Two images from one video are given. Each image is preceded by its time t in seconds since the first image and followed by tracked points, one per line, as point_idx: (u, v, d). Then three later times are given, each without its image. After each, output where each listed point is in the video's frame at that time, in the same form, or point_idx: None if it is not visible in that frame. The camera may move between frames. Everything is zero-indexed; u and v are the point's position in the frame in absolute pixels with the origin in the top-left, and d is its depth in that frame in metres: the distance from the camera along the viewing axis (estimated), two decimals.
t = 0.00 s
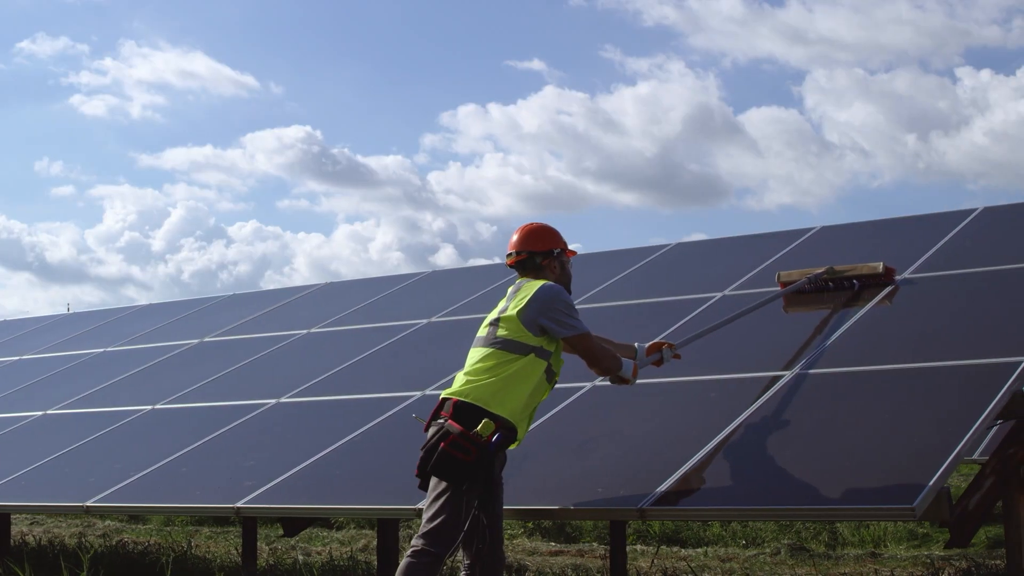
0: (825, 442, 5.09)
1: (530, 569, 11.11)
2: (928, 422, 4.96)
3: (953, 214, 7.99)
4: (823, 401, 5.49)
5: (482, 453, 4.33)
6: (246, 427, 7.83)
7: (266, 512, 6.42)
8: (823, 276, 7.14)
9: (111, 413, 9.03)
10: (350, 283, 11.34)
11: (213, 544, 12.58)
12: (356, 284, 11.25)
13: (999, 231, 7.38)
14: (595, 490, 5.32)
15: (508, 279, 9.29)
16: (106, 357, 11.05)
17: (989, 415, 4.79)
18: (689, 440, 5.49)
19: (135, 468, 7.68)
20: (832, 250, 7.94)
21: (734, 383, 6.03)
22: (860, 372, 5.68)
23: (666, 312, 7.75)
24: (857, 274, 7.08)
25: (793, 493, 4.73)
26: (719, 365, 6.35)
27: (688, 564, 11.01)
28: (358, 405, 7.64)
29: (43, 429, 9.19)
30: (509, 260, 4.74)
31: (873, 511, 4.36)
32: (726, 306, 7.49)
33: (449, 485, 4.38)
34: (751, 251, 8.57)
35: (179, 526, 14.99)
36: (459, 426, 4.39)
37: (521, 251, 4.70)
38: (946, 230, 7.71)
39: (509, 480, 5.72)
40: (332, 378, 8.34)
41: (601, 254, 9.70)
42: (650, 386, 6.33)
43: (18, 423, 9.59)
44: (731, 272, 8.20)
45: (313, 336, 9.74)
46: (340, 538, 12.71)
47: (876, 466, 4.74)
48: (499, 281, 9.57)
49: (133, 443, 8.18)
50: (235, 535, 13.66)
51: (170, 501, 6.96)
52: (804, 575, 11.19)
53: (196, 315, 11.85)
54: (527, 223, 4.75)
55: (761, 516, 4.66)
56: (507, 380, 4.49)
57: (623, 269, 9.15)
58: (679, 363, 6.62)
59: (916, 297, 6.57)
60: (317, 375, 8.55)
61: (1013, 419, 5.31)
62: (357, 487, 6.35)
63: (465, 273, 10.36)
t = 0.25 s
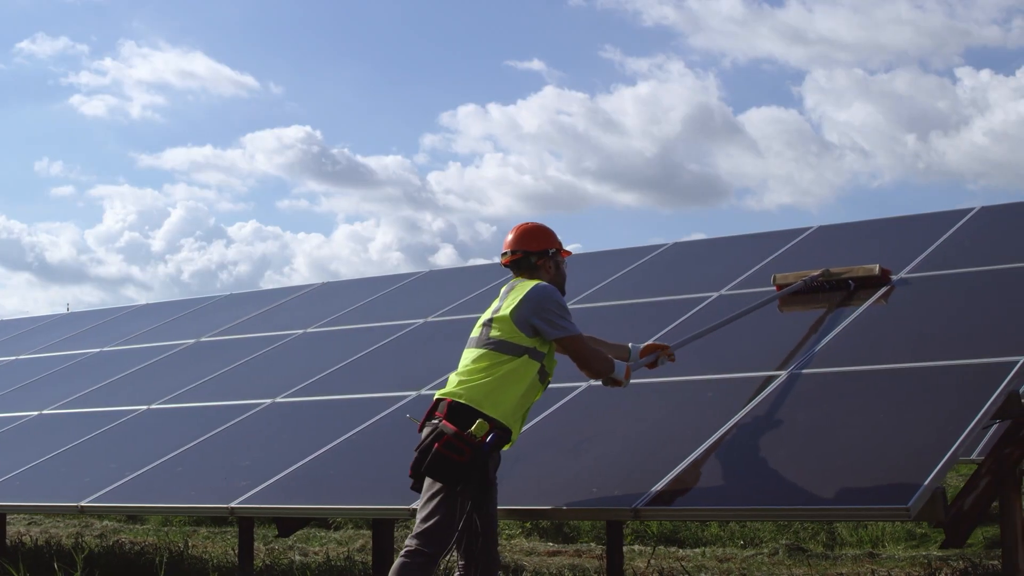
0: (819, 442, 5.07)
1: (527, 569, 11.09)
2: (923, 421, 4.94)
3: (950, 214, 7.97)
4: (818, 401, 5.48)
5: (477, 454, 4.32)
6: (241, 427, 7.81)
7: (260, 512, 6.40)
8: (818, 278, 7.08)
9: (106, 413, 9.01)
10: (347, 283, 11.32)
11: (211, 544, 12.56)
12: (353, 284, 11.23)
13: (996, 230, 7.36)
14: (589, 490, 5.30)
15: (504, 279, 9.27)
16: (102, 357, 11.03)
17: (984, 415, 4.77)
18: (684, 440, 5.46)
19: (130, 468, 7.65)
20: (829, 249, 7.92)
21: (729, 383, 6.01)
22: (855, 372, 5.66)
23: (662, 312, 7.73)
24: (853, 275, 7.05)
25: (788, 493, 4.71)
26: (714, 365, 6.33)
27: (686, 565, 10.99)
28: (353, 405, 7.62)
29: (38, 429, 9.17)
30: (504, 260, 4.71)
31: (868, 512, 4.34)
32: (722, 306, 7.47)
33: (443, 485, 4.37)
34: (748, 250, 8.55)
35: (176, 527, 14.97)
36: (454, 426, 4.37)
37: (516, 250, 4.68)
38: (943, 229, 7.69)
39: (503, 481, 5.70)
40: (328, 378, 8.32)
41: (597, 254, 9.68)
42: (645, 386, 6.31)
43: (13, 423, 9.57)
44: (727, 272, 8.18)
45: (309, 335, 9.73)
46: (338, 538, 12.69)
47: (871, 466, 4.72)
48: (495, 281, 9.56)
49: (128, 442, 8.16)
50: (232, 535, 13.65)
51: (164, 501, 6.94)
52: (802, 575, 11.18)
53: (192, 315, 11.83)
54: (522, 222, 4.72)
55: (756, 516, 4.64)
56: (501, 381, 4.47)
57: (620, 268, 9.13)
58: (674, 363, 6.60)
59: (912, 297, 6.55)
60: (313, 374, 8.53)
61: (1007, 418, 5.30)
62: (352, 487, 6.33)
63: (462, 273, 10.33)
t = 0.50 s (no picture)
0: (814, 443, 5.05)
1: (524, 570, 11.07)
2: (918, 421, 4.92)
3: (948, 214, 7.95)
4: (813, 401, 5.46)
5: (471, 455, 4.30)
6: (237, 427, 7.79)
7: (255, 513, 6.38)
8: (812, 280, 7.03)
9: (102, 413, 8.99)
10: (344, 282, 11.30)
11: (208, 545, 12.53)
12: (350, 283, 11.21)
13: (993, 230, 7.34)
14: (583, 490, 5.28)
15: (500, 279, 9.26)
16: (98, 357, 11.01)
17: (980, 415, 4.76)
18: (678, 440, 5.45)
19: (125, 468, 7.63)
20: (826, 249, 7.90)
21: (724, 383, 5.99)
22: (850, 372, 5.65)
23: (658, 312, 7.72)
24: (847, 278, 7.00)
25: (782, 493, 4.69)
26: (710, 365, 6.32)
27: (684, 565, 10.97)
28: (349, 405, 7.60)
29: (33, 429, 9.15)
30: (498, 258, 4.68)
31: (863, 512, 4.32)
32: (718, 305, 7.45)
33: (437, 487, 4.35)
34: (744, 250, 8.53)
35: (173, 527, 14.94)
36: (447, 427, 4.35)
37: (510, 250, 4.65)
38: (939, 229, 7.68)
39: (497, 481, 5.68)
40: (323, 378, 8.30)
41: (594, 253, 9.67)
42: (641, 386, 6.29)
43: (9, 423, 9.55)
44: (724, 271, 8.17)
45: (306, 335, 9.71)
46: (335, 539, 12.68)
47: (866, 466, 4.71)
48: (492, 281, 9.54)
49: (123, 443, 8.14)
50: (229, 535, 13.63)
51: (159, 501, 6.92)
52: None
53: (189, 314, 11.81)
54: (517, 221, 4.69)
55: (750, 517, 4.63)
56: (495, 382, 4.45)
57: (617, 268, 9.11)
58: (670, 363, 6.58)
59: (909, 297, 6.53)
60: (309, 374, 8.51)
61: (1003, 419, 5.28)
62: (347, 487, 6.31)
63: (458, 272, 10.32)
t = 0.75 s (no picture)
0: (809, 444, 5.04)
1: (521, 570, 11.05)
2: (913, 422, 4.92)
3: (945, 214, 7.94)
4: (807, 401, 5.45)
5: (464, 457, 4.29)
6: (232, 428, 7.77)
7: (250, 513, 6.37)
8: (805, 283, 6.98)
9: (98, 413, 8.98)
10: (341, 283, 11.28)
11: (205, 546, 12.51)
12: (347, 284, 11.20)
13: (990, 230, 7.33)
14: (578, 491, 5.27)
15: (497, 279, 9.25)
16: (95, 357, 11.00)
17: (975, 416, 4.75)
18: (674, 441, 5.44)
19: (121, 469, 7.62)
20: (823, 249, 7.89)
21: (720, 384, 5.98)
22: (845, 373, 5.64)
23: (655, 312, 7.70)
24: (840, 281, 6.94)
25: (777, 493, 4.69)
26: (706, 365, 6.31)
27: (681, 566, 10.95)
28: (345, 405, 7.59)
29: (29, 430, 9.13)
30: (492, 257, 4.67)
31: (857, 513, 4.32)
32: (715, 306, 7.44)
33: (430, 490, 4.33)
34: (741, 250, 8.52)
35: (171, 528, 14.93)
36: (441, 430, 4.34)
37: (504, 249, 4.63)
38: (937, 229, 7.66)
39: (492, 481, 5.67)
40: (319, 378, 8.29)
41: (591, 254, 9.65)
42: (637, 387, 6.29)
43: (5, 424, 9.54)
44: (721, 272, 8.15)
45: (302, 335, 9.69)
46: (332, 539, 12.67)
47: (860, 467, 4.70)
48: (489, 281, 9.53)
49: (119, 443, 8.13)
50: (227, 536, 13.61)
51: (153, 502, 6.91)
52: None
53: (186, 314, 11.80)
54: (512, 221, 4.67)
55: (744, 517, 4.62)
56: (487, 385, 4.44)
57: (614, 269, 9.10)
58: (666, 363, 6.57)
59: (905, 297, 6.52)
60: (305, 374, 8.50)
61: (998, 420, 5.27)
62: (341, 488, 6.30)
63: (456, 272, 10.30)
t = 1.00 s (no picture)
0: (804, 446, 5.03)
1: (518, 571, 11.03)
2: (908, 424, 4.92)
3: (942, 214, 7.93)
4: (802, 403, 5.46)
5: (456, 460, 4.28)
6: (228, 428, 7.76)
7: (244, 514, 6.36)
8: (795, 289, 6.94)
9: (93, 414, 8.96)
10: (339, 283, 11.28)
11: (202, 547, 12.49)
12: (345, 284, 11.19)
13: (986, 231, 7.33)
14: (571, 493, 5.26)
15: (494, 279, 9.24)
16: (92, 357, 10.99)
17: (970, 417, 4.76)
18: (669, 442, 5.43)
19: (116, 470, 7.61)
20: (819, 250, 7.89)
21: (715, 385, 5.98)
22: (840, 374, 5.63)
23: (651, 313, 7.70)
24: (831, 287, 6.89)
25: (772, 495, 4.69)
26: (701, 367, 6.30)
27: (678, 567, 10.93)
28: (340, 406, 7.58)
29: (25, 430, 9.12)
30: (484, 256, 4.64)
31: (851, 516, 4.32)
32: (711, 307, 7.43)
33: (422, 493, 4.32)
34: (738, 251, 8.52)
35: (168, 529, 14.91)
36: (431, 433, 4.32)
37: (496, 248, 4.60)
38: (933, 229, 7.65)
39: (486, 482, 5.66)
40: (315, 378, 8.28)
41: (588, 254, 9.64)
42: (632, 388, 6.28)
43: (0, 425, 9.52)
44: (717, 272, 8.14)
45: (299, 336, 9.68)
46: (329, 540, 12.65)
47: (854, 469, 4.70)
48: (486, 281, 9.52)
49: (114, 444, 8.11)
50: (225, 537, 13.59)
51: (148, 503, 6.89)
52: None
53: (183, 315, 11.79)
54: (505, 220, 4.65)
55: (738, 520, 4.62)
56: (476, 387, 4.42)
57: (611, 269, 9.09)
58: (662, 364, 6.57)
59: (901, 298, 6.52)
60: (301, 375, 8.49)
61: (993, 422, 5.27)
62: (336, 489, 6.29)
63: (453, 273, 10.30)
